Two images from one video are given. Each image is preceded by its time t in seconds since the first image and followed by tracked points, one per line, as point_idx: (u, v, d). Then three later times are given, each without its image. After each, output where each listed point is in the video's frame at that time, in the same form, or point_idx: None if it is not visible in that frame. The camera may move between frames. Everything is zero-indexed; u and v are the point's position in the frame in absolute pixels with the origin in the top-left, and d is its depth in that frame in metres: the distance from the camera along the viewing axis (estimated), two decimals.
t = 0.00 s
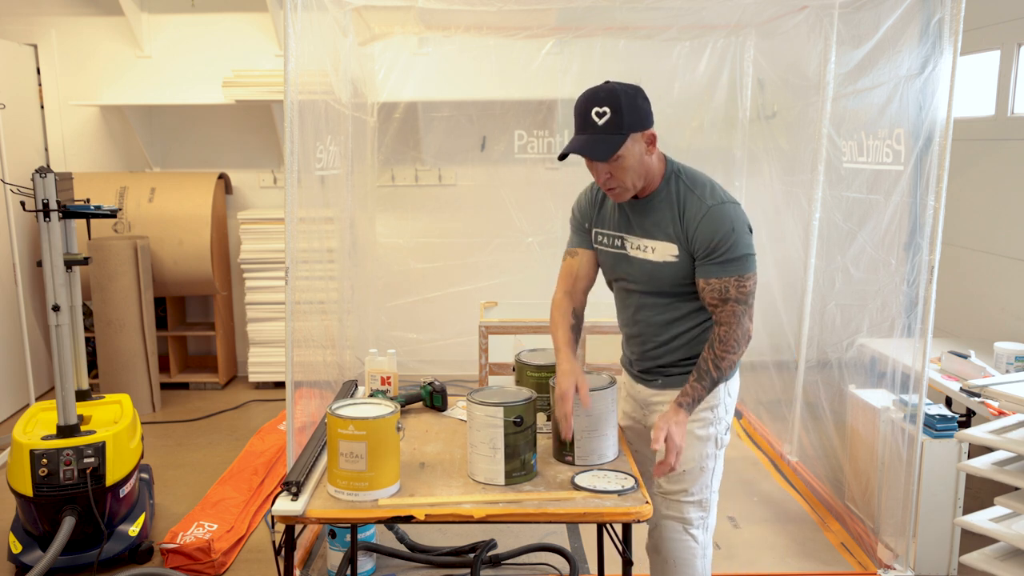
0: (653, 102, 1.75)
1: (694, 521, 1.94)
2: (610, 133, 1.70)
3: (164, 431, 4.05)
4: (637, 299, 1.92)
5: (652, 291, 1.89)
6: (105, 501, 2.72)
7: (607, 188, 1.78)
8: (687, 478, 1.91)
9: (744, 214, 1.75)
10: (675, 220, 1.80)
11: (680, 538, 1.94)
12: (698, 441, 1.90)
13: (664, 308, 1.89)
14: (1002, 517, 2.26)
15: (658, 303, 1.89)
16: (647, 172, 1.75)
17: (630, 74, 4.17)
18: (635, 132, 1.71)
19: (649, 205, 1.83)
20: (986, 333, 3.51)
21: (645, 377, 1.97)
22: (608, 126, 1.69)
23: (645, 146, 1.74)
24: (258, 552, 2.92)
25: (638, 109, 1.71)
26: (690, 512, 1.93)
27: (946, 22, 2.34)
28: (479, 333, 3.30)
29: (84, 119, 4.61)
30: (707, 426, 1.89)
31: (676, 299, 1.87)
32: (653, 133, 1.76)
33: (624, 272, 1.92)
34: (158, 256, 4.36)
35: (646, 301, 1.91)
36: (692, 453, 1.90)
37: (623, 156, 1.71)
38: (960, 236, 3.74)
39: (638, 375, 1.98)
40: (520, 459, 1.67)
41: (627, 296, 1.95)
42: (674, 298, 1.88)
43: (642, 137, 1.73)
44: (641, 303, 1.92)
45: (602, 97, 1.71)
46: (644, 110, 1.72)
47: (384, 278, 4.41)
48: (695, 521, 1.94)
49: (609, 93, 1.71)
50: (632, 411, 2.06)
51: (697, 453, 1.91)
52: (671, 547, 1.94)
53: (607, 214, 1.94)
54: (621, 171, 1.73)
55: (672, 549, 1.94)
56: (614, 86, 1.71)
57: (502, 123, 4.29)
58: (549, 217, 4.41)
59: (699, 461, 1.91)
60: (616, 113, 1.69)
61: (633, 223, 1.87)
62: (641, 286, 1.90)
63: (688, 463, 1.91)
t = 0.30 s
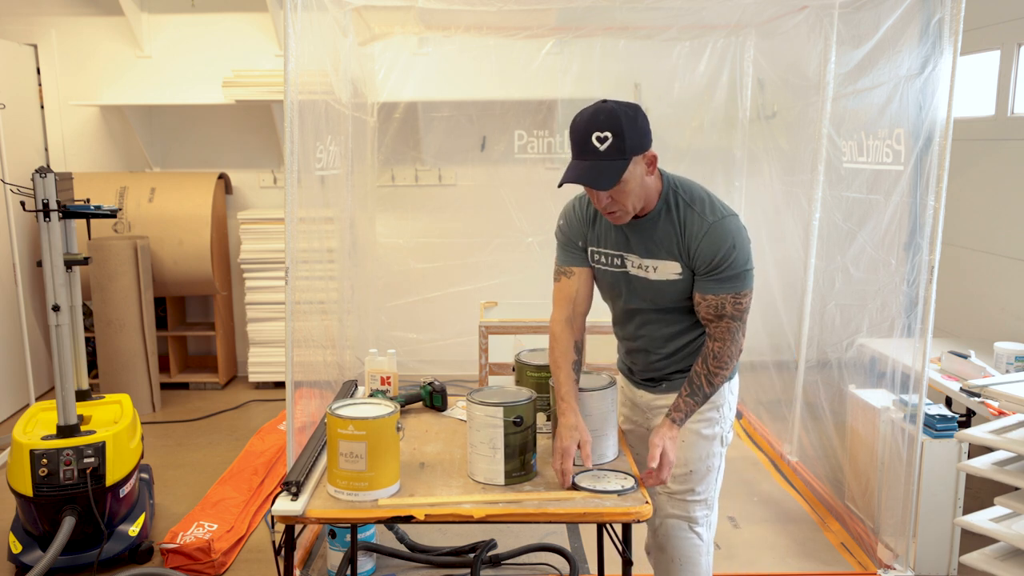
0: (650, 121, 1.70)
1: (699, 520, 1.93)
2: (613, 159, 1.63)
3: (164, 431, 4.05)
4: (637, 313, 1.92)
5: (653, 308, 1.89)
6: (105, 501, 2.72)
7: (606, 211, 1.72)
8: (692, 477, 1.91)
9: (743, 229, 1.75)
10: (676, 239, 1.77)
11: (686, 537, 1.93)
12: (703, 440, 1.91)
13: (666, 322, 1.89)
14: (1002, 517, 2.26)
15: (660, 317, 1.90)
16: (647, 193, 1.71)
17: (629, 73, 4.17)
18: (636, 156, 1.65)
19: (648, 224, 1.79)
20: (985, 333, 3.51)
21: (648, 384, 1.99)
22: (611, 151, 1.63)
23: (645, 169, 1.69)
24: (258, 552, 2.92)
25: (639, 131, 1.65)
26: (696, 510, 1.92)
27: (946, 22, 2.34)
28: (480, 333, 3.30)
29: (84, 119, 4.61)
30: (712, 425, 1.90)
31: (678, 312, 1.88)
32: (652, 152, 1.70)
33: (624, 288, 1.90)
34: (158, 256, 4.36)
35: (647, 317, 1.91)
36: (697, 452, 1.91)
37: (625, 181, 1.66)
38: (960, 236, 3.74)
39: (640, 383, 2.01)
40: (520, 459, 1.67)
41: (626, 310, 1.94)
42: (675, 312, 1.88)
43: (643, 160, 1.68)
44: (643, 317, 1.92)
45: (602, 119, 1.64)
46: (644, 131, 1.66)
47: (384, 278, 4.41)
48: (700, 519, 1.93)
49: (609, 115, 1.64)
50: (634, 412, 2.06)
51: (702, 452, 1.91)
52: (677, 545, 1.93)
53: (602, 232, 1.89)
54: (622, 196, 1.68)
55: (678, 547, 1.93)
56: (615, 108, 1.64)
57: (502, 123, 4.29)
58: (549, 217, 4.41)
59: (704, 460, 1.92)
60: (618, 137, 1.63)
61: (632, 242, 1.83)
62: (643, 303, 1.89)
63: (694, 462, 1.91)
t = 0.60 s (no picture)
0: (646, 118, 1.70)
1: (698, 518, 1.94)
2: (605, 153, 1.63)
3: (164, 431, 4.05)
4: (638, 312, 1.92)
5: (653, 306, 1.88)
6: (105, 501, 2.72)
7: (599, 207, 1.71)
8: (691, 476, 1.91)
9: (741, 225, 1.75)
10: (674, 236, 1.78)
11: (684, 535, 1.93)
12: (702, 439, 1.90)
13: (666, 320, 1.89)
14: (1002, 517, 2.26)
15: (659, 316, 1.89)
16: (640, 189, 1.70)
17: (629, 73, 4.17)
18: (629, 151, 1.65)
19: (645, 223, 1.79)
20: (986, 333, 3.51)
21: (648, 382, 1.99)
22: (603, 146, 1.63)
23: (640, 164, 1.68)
24: (258, 552, 2.92)
25: (632, 126, 1.64)
26: (694, 509, 1.93)
27: (946, 22, 2.34)
28: (480, 333, 3.30)
29: (84, 119, 4.61)
30: (711, 424, 1.90)
31: (678, 309, 1.87)
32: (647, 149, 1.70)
33: (623, 286, 1.90)
34: (158, 256, 4.36)
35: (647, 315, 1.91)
36: (696, 451, 1.91)
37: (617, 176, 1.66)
38: (960, 236, 3.74)
39: (640, 382, 2.01)
40: (520, 458, 1.67)
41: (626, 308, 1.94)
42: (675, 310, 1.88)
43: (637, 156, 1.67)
44: (643, 316, 1.92)
45: (596, 114, 1.64)
46: (639, 127, 1.66)
47: (384, 278, 4.41)
48: (698, 517, 1.94)
49: (603, 110, 1.64)
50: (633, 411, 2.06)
51: (701, 451, 1.91)
52: (676, 543, 1.93)
53: (600, 231, 1.88)
54: (615, 191, 1.67)
55: (676, 545, 1.93)
56: (610, 103, 1.65)
57: (502, 123, 4.29)
58: (549, 217, 4.41)
59: (703, 458, 1.91)
60: (610, 131, 1.63)
61: (631, 241, 1.83)
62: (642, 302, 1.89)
63: (692, 461, 1.91)
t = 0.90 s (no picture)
0: (654, 95, 1.82)
1: (689, 521, 1.92)
2: (604, 112, 1.77)
3: (164, 431, 4.05)
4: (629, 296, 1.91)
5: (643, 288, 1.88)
6: (105, 501, 2.72)
7: (595, 168, 1.82)
8: (683, 478, 1.90)
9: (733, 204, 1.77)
10: (666, 210, 1.80)
11: (675, 538, 1.92)
12: (694, 440, 1.90)
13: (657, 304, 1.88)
14: (1002, 517, 2.26)
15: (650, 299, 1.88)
16: (637, 157, 1.79)
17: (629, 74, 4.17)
18: (628, 116, 1.77)
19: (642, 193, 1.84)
20: (985, 332, 3.51)
21: (643, 379, 1.96)
22: (602, 104, 1.76)
23: (639, 133, 1.79)
24: (258, 552, 2.92)
25: (634, 93, 1.78)
26: (685, 512, 1.92)
27: (946, 21, 2.34)
28: (480, 333, 3.30)
29: (84, 119, 4.61)
30: (704, 425, 1.89)
31: (668, 290, 1.86)
32: (650, 122, 1.81)
33: (617, 264, 1.92)
34: (158, 257, 4.36)
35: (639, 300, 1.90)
36: (689, 452, 1.90)
37: (612, 136, 1.78)
38: (960, 236, 3.74)
39: (636, 378, 1.98)
40: (520, 459, 1.67)
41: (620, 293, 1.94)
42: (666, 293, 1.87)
43: (637, 124, 1.79)
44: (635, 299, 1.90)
45: (602, 77, 1.79)
46: (642, 98, 1.78)
47: (384, 278, 4.41)
48: (690, 520, 1.92)
49: (610, 75, 1.79)
50: (630, 413, 2.06)
51: (693, 453, 1.90)
52: (667, 547, 1.92)
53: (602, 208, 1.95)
54: (609, 151, 1.79)
55: (667, 549, 1.92)
56: (618, 71, 1.80)
57: (502, 123, 4.28)
58: (549, 217, 4.41)
59: (696, 461, 1.90)
60: (611, 93, 1.77)
61: (627, 215, 1.88)
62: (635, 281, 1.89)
63: (684, 462, 1.90)
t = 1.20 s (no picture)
0: (631, 98, 1.75)
1: (678, 533, 1.87)
2: (573, 117, 1.71)
3: (164, 431, 4.05)
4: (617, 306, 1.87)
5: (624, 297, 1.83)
6: (105, 501, 2.72)
7: (567, 173, 1.79)
8: (673, 488, 1.84)
9: (698, 208, 1.65)
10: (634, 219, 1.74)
11: (663, 548, 1.87)
12: (687, 451, 1.85)
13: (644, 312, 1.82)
14: (1002, 517, 2.25)
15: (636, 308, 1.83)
16: (607, 162, 1.74)
17: (629, 74, 4.17)
18: (598, 120, 1.71)
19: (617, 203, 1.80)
20: (985, 332, 3.51)
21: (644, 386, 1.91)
22: (570, 109, 1.71)
23: (611, 138, 1.73)
24: (258, 552, 2.92)
25: (605, 97, 1.71)
26: (674, 523, 1.86)
27: (946, 22, 2.34)
28: (480, 333, 3.30)
29: (84, 119, 4.61)
30: (698, 436, 1.84)
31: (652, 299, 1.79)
32: (624, 126, 1.74)
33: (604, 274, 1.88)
34: (158, 257, 4.36)
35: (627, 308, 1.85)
36: (682, 462, 1.85)
37: (580, 141, 1.73)
38: (959, 236, 3.74)
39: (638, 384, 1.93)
40: (520, 459, 1.68)
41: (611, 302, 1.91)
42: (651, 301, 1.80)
43: (608, 128, 1.73)
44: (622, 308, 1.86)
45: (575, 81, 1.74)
46: (614, 101, 1.72)
47: (384, 278, 4.41)
48: (679, 532, 1.87)
49: (583, 78, 1.73)
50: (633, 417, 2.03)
51: (686, 463, 1.85)
52: (655, 556, 1.88)
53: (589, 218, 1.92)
54: (578, 156, 1.74)
55: (655, 558, 1.88)
56: (591, 74, 1.74)
57: (502, 123, 4.27)
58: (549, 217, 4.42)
59: (687, 471, 1.84)
60: (580, 97, 1.71)
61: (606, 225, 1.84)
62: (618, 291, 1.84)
63: (675, 472, 1.85)
